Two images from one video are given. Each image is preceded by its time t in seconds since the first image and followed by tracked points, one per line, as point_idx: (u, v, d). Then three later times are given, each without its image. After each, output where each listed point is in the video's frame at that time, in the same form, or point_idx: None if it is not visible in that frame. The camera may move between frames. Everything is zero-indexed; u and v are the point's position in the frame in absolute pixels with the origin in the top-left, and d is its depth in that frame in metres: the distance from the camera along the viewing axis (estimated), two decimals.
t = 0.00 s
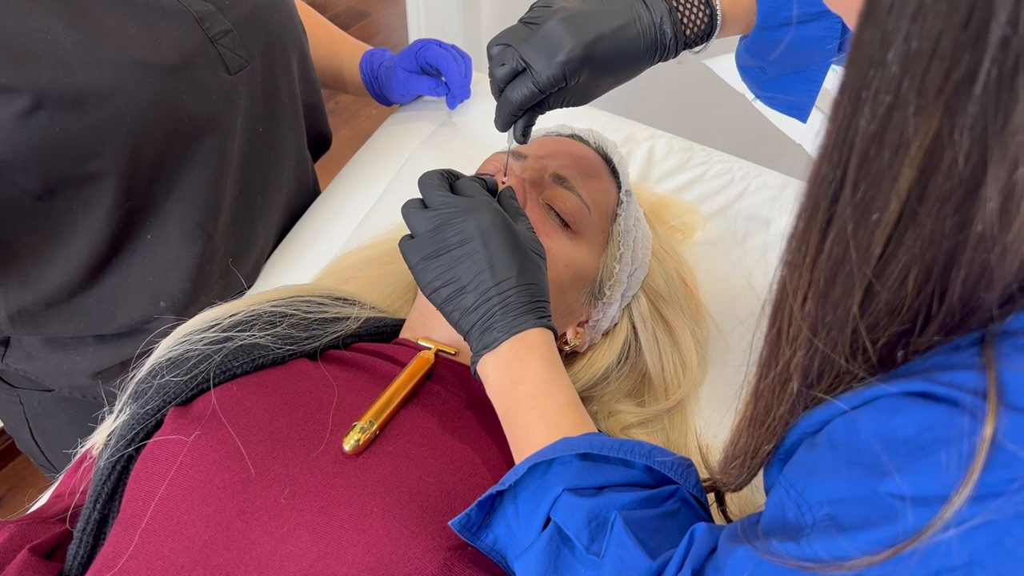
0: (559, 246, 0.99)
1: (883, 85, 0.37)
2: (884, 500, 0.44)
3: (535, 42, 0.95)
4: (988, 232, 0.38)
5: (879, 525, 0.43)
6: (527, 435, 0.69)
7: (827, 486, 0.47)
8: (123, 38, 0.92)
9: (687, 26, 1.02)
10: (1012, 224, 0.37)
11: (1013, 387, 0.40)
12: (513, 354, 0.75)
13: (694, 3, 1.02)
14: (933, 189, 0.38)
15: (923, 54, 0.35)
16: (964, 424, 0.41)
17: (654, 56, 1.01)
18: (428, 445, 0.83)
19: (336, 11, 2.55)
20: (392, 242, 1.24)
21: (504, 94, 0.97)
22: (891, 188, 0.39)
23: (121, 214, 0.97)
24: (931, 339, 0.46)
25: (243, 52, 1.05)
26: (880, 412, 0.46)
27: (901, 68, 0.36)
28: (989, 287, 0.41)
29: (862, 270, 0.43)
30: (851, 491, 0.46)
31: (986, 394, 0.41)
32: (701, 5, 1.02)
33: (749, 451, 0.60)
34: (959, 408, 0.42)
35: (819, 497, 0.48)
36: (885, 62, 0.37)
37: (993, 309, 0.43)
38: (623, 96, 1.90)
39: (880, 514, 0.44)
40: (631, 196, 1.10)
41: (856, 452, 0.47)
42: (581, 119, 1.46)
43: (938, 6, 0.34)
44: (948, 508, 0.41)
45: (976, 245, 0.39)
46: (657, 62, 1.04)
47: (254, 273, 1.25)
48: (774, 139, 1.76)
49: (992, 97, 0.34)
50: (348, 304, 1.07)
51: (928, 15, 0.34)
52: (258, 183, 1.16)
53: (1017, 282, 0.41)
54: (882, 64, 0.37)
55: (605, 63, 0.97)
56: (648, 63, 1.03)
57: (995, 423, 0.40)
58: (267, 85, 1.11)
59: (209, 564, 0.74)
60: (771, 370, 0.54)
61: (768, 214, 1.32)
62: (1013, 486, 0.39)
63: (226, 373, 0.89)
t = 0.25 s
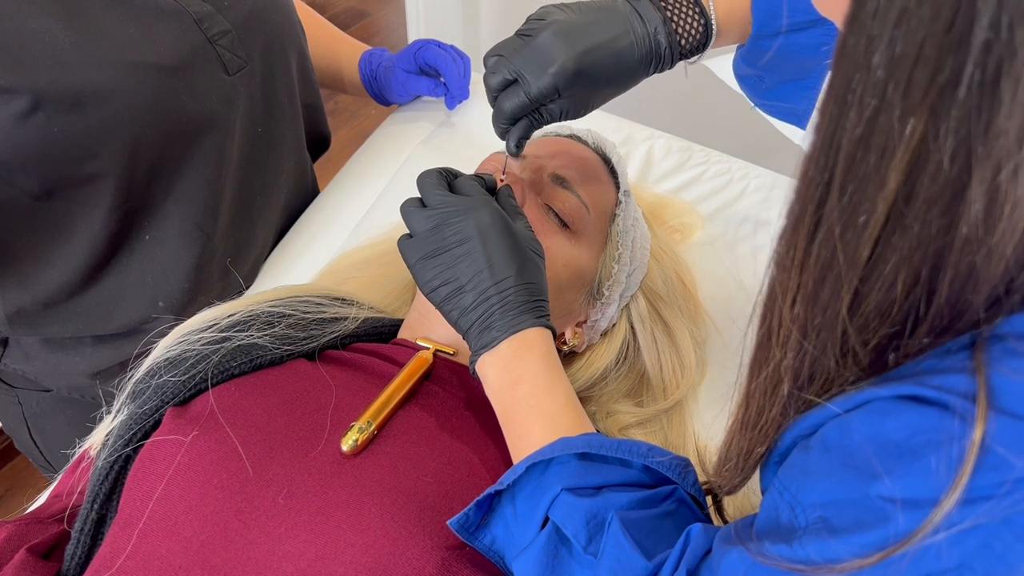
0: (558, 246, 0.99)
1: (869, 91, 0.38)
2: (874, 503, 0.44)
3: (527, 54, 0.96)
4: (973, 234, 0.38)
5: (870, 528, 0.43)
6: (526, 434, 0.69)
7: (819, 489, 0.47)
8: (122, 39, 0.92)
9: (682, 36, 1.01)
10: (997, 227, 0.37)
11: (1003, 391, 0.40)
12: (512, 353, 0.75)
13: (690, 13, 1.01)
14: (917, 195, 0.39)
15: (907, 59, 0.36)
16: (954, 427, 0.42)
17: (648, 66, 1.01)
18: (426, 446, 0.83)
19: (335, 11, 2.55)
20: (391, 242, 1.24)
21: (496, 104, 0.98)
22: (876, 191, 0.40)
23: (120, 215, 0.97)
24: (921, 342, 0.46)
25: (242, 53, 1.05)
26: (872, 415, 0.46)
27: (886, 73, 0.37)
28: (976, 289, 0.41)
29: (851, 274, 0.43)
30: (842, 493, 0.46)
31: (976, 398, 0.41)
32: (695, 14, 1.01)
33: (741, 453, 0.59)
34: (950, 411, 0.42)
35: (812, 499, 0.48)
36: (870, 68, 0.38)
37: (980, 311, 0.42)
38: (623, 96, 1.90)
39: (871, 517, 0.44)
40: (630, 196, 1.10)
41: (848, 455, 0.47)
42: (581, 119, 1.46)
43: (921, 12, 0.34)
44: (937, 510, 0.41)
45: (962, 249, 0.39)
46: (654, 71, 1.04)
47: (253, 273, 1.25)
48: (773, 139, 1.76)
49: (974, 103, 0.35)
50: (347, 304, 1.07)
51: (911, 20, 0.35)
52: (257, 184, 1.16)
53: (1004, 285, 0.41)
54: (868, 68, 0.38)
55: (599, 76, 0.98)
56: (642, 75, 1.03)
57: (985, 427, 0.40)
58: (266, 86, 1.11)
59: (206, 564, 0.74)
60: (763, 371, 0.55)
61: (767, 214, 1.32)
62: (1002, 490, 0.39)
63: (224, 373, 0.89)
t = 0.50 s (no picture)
0: (558, 246, 0.99)
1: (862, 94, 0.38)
2: (870, 504, 0.44)
3: (526, 36, 0.99)
4: (962, 235, 0.37)
5: (864, 531, 0.44)
6: (522, 434, 0.70)
7: (815, 492, 0.47)
8: (122, 39, 0.93)
9: (681, 25, 1.01)
10: (984, 226, 0.36)
11: (997, 393, 0.41)
12: (507, 358, 0.75)
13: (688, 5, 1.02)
14: (908, 197, 0.39)
15: (899, 61, 0.36)
16: (949, 428, 0.42)
17: (646, 56, 1.00)
18: (427, 446, 0.83)
19: (334, 11, 2.55)
20: (391, 242, 1.24)
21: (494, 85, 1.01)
22: (867, 194, 0.40)
23: (120, 215, 0.97)
24: (915, 343, 0.46)
25: (242, 54, 1.05)
26: (868, 417, 0.46)
27: (877, 75, 0.37)
28: (965, 289, 0.40)
29: (842, 278, 0.44)
30: (838, 495, 0.46)
31: (971, 399, 0.41)
32: (694, 5, 1.02)
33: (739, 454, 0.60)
34: (944, 412, 0.42)
35: (808, 503, 0.48)
36: (863, 69, 0.38)
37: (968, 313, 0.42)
38: (623, 95, 1.90)
39: (866, 519, 0.44)
40: (630, 197, 1.10)
41: (843, 458, 0.47)
42: (581, 119, 1.46)
43: (912, 15, 0.35)
44: (931, 512, 0.41)
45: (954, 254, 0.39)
46: (654, 63, 1.03)
47: (252, 273, 1.25)
48: (773, 140, 1.77)
49: (964, 106, 0.35)
50: (347, 304, 1.07)
51: (902, 23, 0.35)
52: (257, 184, 1.16)
53: (992, 285, 0.41)
54: (861, 70, 0.38)
55: (595, 62, 0.98)
56: (643, 68, 1.03)
57: (978, 428, 0.40)
58: (266, 86, 1.11)
59: (207, 564, 0.74)
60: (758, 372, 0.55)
61: (767, 214, 1.32)
62: (996, 490, 0.39)
63: (224, 373, 0.89)
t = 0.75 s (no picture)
0: (559, 246, 0.99)
1: (859, 83, 0.38)
2: (870, 492, 0.44)
3: (533, 28, 0.99)
4: (962, 227, 0.38)
5: (865, 519, 0.43)
6: (512, 426, 0.69)
7: (813, 480, 0.47)
8: (121, 38, 0.92)
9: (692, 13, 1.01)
10: (983, 218, 0.37)
11: (1002, 381, 0.40)
12: (501, 340, 0.74)
13: None
14: (907, 189, 0.39)
15: (896, 52, 0.36)
16: (953, 417, 0.41)
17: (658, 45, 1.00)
18: (426, 446, 0.83)
19: (333, 12, 2.55)
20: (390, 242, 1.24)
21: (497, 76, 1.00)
22: (864, 184, 0.40)
23: (119, 214, 0.97)
24: (914, 338, 0.46)
25: (242, 52, 1.05)
26: (869, 406, 0.46)
27: (874, 65, 0.37)
28: (964, 283, 0.41)
29: (835, 269, 0.44)
30: (837, 483, 0.46)
31: (976, 388, 0.41)
32: None
33: (735, 449, 0.60)
34: (948, 401, 0.42)
35: (805, 492, 0.48)
36: (858, 60, 0.38)
37: (968, 311, 0.43)
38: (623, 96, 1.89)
39: (866, 507, 0.44)
40: (631, 198, 1.09)
41: (843, 447, 0.47)
42: (581, 119, 1.46)
43: (909, 4, 0.35)
44: (935, 500, 0.40)
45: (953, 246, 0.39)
46: (665, 54, 1.03)
47: (252, 273, 1.25)
48: (773, 140, 1.77)
49: (961, 98, 0.35)
50: (347, 304, 1.07)
51: (899, 14, 0.35)
52: (257, 183, 1.16)
53: (992, 279, 0.41)
54: (856, 61, 0.38)
55: (605, 50, 0.99)
56: (654, 57, 1.03)
57: (984, 417, 0.40)
58: (265, 84, 1.11)
59: (207, 564, 0.74)
60: (758, 365, 0.55)
61: (767, 214, 1.32)
62: (1001, 479, 0.39)
63: (224, 373, 0.89)
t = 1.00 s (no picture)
0: (559, 247, 0.99)
1: (857, 79, 0.38)
2: (868, 487, 0.44)
3: (537, 29, 0.99)
4: (959, 222, 0.39)
5: (863, 514, 0.43)
6: (510, 427, 0.69)
7: (811, 476, 0.47)
8: (122, 36, 0.92)
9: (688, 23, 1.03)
10: (979, 213, 0.38)
11: (1000, 377, 0.40)
12: (499, 347, 0.74)
13: (696, 6, 1.04)
14: (904, 184, 0.39)
15: (892, 48, 0.36)
16: (952, 412, 0.41)
17: (655, 52, 1.02)
18: (426, 447, 0.83)
19: (333, 12, 2.55)
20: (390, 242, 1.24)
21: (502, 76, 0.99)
22: (861, 180, 0.40)
23: (118, 213, 0.97)
24: (911, 334, 0.46)
25: (242, 50, 1.05)
26: (867, 402, 0.46)
27: (871, 60, 0.37)
28: (961, 279, 0.41)
29: (834, 265, 0.44)
30: (835, 478, 0.46)
31: (975, 383, 0.41)
32: (702, 4, 1.04)
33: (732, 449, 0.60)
34: (946, 396, 0.42)
35: (802, 487, 0.48)
36: (856, 56, 0.38)
37: (966, 306, 0.43)
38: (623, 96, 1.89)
39: (865, 502, 0.44)
40: (632, 198, 1.09)
41: (841, 443, 0.47)
42: (581, 119, 1.46)
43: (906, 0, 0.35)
44: (933, 495, 0.41)
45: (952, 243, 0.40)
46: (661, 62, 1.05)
47: (251, 273, 1.25)
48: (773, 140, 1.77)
49: (958, 92, 0.35)
50: (347, 304, 1.07)
51: (896, 9, 0.35)
52: (257, 181, 1.16)
53: (988, 274, 0.41)
54: (854, 57, 0.38)
55: (608, 54, 1.00)
56: (651, 64, 1.05)
57: (983, 413, 0.40)
58: (265, 83, 1.11)
59: (206, 564, 0.74)
60: (754, 365, 0.55)
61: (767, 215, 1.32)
62: (999, 474, 0.39)
63: (224, 373, 0.88)
